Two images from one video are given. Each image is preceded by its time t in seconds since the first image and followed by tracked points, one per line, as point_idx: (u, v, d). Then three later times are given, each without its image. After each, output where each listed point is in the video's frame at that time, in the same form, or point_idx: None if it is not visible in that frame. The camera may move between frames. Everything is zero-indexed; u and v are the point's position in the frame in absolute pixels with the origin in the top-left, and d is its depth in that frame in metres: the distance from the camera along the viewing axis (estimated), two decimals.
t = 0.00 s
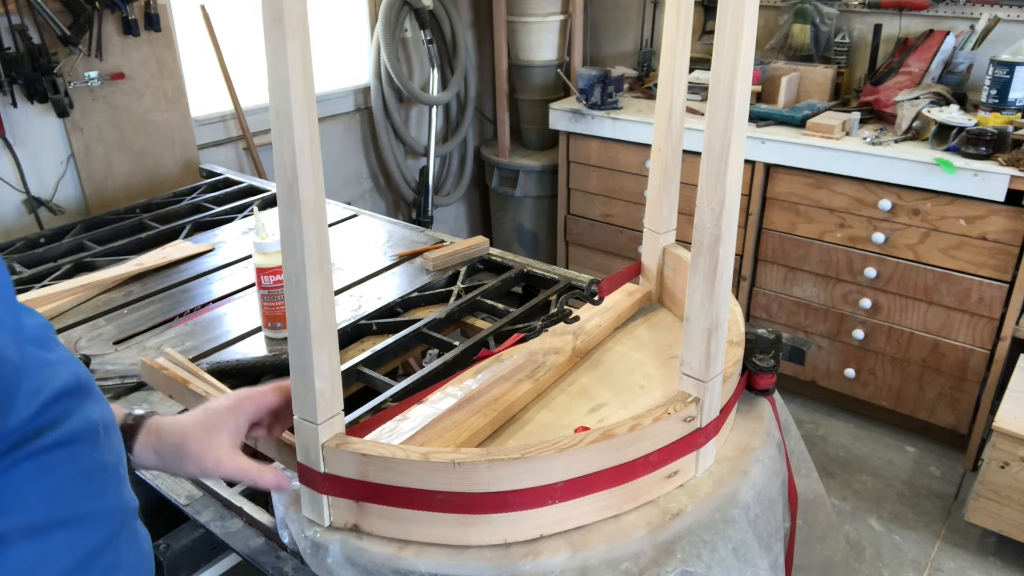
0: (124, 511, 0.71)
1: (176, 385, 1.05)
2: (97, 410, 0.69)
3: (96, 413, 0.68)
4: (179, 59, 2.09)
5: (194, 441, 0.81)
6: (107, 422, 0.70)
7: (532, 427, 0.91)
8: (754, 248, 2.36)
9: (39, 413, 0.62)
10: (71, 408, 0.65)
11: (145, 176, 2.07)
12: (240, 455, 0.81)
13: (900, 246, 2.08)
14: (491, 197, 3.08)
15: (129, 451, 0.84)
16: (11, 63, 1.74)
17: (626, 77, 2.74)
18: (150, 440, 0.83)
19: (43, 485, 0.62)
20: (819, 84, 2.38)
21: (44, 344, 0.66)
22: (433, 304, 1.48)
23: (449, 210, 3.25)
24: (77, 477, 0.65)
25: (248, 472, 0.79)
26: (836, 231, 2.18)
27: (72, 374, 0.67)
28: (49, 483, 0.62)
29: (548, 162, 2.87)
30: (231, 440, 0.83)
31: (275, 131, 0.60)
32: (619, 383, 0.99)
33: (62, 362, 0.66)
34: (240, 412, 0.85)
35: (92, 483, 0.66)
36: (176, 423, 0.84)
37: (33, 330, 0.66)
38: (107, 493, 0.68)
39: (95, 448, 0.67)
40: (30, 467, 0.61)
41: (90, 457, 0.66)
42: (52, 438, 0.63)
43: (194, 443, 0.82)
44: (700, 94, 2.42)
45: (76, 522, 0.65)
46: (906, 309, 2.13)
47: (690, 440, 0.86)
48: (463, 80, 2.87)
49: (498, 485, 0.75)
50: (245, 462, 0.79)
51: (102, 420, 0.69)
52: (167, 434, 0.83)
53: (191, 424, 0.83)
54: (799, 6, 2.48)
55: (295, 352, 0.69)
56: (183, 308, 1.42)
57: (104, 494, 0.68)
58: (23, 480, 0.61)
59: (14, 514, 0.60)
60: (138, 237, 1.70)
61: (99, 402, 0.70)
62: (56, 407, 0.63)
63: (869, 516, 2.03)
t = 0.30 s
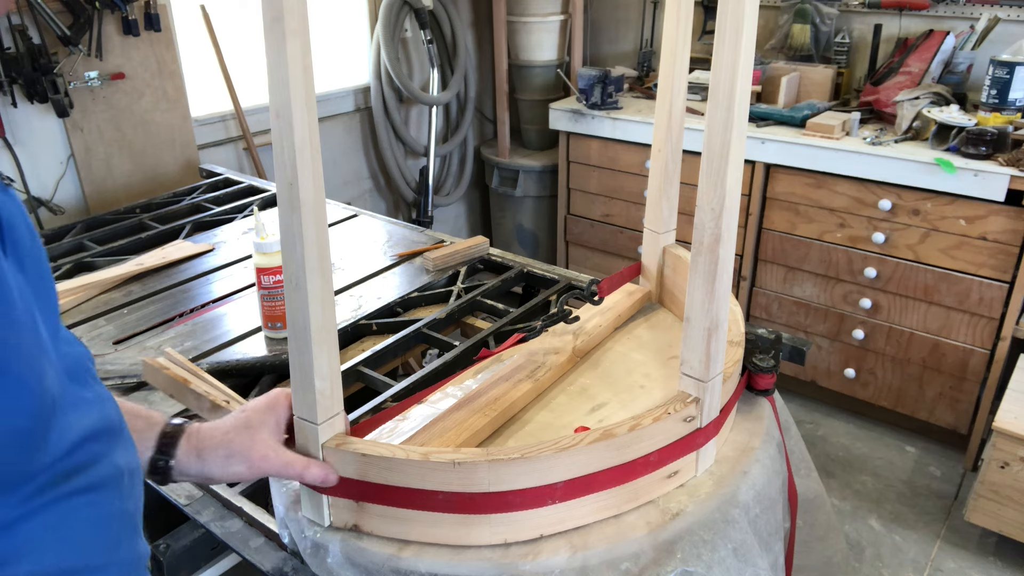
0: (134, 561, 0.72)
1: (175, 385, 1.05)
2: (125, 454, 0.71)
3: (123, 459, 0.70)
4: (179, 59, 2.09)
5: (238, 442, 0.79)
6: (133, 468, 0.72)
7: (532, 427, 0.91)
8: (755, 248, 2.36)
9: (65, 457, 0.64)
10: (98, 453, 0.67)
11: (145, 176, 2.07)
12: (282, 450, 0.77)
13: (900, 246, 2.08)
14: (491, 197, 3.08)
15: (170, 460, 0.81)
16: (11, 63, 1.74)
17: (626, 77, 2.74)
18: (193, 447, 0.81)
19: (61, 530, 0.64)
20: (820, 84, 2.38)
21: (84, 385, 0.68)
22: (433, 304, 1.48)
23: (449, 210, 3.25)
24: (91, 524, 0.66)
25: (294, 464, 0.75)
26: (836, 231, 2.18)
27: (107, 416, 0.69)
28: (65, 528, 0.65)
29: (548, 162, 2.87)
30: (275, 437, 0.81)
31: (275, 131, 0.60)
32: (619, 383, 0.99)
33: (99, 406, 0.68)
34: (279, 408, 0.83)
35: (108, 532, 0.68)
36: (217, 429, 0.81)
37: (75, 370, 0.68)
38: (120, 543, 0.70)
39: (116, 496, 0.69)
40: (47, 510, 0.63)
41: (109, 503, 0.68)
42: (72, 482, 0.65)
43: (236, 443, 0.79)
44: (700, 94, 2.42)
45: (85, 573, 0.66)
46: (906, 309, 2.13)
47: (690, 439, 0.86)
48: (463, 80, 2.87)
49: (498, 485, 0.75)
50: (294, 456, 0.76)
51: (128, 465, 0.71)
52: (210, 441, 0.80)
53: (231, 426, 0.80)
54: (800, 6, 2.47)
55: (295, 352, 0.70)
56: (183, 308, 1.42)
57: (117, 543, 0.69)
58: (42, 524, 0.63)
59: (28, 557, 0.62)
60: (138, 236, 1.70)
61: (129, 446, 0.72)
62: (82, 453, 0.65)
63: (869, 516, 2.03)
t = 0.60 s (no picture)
0: None
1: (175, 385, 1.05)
2: (145, 485, 0.75)
3: (144, 491, 0.74)
4: (179, 59, 2.09)
5: (244, 424, 0.81)
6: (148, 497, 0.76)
7: (532, 427, 0.91)
8: (755, 248, 2.36)
9: (95, 488, 0.68)
10: (124, 482, 0.71)
11: (145, 176, 2.07)
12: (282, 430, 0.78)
13: (900, 246, 2.08)
14: (491, 197, 3.08)
15: (180, 443, 0.83)
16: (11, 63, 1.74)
17: (626, 77, 2.74)
18: (201, 431, 0.83)
19: (88, 560, 0.67)
20: (820, 84, 2.38)
21: (111, 413, 0.72)
22: (433, 304, 1.48)
23: (449, 210, 3.25)
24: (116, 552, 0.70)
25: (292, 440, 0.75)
26: (836, 231, 2.18)
27: (133, 444, 0.73)
28: (93, 556, 0.68)
29: (548, 162, 2.87)
30: (280, 422, 0.82)
31: (275, 131, 0.60)
32: (619, 383, 0.99)
33: (125, 436, 0.72)
34: (287, 396, 0.85)
35: (129, 561, 0.71)
36: (224, 413, 0.84)
37: (106, 399, 0.72)
38: (141, 573, 0.73)
39: (136, 526, 0.73)
40: (80, 538, 0.66)
41: (132, 531, 0.72)
42: (102, 511, 0.69)
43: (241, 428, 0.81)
44: (700, 94, 2.42)
45: None
46: (906, 309, 2.13)
47: (690, 439, 0.86)
48: (463, 80, 2.87)
49: (498, 485, 0.75)
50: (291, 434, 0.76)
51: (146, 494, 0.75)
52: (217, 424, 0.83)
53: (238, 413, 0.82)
54: (800, 6, 2.47)
55: (295, 352, 0.70)
56: (183, 308, 1.42)
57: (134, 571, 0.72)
58: (71, 555, 0.66)
59: None
60: (138, 236, 1.70)
61: (149, 476, 0.76)
62: (112, 482, 0.69)
63: (869, 516, 2.03)
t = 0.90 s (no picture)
0: None
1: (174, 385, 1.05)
2: (165, 493, 0.76)
3: (165, 498, 0.76)
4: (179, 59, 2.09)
5: (234, 357, 0.89)
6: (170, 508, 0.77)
7: (532, 427, 0.91)
8: (754, 248, 2.36)
9: (120, 497, 0.69)
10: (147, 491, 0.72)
11: (145, 176, 2.07)
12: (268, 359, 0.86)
13: (900, 246, 2.08)
14: (491, 197, 3.08)
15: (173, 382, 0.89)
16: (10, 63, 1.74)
17: (626, 77, 2.74)
18: (190, 367, 0.90)
19: (116, 568, 0.68)
20: (819, 84, 2.38)
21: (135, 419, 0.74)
22: (433, 304, 1.48)
23: (449, 210, 3.25)
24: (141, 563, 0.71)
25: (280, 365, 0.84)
26: (836, 231, 2.18)
27: (155, 454, 0.74)
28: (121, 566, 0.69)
29: (548, 162, 2.87)
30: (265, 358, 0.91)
31: (275, 131, 0.60)
32: (619, 383, 0.99)
33: (148, 442, 0.74)
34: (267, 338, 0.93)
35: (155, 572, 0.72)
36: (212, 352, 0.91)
37: (130, 404, 0.73)
38: None
39: (159, 535, 0.74)
40: (105, 549, 0.67)
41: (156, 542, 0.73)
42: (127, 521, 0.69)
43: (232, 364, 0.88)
44: (700, 94, 2.42)
45: None
46: (906, 309, 2.13)
47: (690, 439, 0.86)
48: (463, 80, 2.87)
49: (498, 485, 0.75)
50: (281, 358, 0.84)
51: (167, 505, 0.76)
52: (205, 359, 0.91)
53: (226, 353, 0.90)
54: (799, 6, 2.47)
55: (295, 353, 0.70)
56: (183, 308, 1.43)
57: None
58: (98, 565, 0.67)
59: None
60: (138, 236, 1.70)
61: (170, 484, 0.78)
62: (136, 492, 0.71)
63: (869, 516, 2.03)
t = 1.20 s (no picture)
0: None
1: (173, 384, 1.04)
2: (184, 495, 0.77)
3: (184, 500, 0.76)
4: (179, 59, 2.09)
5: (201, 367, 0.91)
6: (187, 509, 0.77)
7: (532, 427, 0.91)
8: (754, 248, 2.36)
9: (138, 504, 0.69)
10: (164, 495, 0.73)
11: (145, 176, 2.07)
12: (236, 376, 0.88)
13: (900, 246, 2.08)
14: (491, 197, 3.08)
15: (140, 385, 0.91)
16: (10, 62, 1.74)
17: (626, 77, 2.74)
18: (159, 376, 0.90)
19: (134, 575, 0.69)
20: (819, 84, 2.38)
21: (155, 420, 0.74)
22: (433, 304, 1.48)
23: (449, 210, 3.25)
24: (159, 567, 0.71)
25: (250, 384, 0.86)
26: (836, 231, 2.18)
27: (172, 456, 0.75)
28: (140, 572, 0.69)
29: (548, 162, 2.87)
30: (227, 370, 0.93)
31: (275, 130, 0.60)
32: (619, 383, 0.99)
33: (168, 444, 0.75)
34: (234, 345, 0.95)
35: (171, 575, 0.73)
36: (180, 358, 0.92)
37: (151, 403, 0.74)
38: None
39: (177, 539, 0.74)
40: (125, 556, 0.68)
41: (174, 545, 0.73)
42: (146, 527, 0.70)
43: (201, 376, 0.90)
44: (700, 94, 2.42)
45: None
46: (906, 309, 2.13)
47: (690, 440, 0.86)
48: (463, 80, 2.87)
49: (498, 485, 0.75)
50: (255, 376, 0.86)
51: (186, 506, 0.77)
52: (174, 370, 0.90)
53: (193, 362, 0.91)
54: (799, 6, 2.47)
55: (295, 353, 0.70)
56: (183, 308, 1.43)
57: None
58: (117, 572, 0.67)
59: None
60: (138, 236, 1.70)
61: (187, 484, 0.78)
62: (153, 497, 0.71)
63: (869, 516, 2.03)
